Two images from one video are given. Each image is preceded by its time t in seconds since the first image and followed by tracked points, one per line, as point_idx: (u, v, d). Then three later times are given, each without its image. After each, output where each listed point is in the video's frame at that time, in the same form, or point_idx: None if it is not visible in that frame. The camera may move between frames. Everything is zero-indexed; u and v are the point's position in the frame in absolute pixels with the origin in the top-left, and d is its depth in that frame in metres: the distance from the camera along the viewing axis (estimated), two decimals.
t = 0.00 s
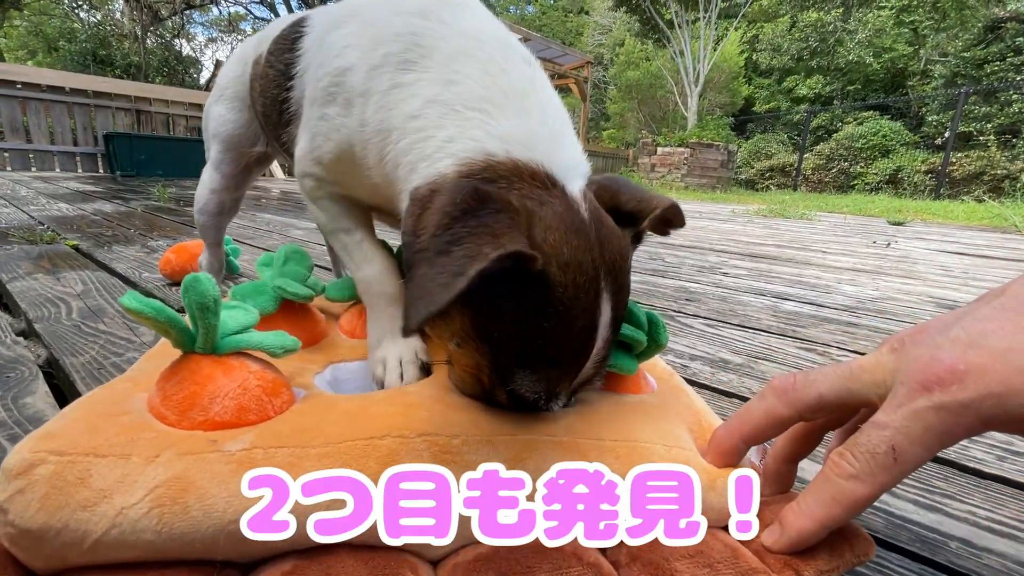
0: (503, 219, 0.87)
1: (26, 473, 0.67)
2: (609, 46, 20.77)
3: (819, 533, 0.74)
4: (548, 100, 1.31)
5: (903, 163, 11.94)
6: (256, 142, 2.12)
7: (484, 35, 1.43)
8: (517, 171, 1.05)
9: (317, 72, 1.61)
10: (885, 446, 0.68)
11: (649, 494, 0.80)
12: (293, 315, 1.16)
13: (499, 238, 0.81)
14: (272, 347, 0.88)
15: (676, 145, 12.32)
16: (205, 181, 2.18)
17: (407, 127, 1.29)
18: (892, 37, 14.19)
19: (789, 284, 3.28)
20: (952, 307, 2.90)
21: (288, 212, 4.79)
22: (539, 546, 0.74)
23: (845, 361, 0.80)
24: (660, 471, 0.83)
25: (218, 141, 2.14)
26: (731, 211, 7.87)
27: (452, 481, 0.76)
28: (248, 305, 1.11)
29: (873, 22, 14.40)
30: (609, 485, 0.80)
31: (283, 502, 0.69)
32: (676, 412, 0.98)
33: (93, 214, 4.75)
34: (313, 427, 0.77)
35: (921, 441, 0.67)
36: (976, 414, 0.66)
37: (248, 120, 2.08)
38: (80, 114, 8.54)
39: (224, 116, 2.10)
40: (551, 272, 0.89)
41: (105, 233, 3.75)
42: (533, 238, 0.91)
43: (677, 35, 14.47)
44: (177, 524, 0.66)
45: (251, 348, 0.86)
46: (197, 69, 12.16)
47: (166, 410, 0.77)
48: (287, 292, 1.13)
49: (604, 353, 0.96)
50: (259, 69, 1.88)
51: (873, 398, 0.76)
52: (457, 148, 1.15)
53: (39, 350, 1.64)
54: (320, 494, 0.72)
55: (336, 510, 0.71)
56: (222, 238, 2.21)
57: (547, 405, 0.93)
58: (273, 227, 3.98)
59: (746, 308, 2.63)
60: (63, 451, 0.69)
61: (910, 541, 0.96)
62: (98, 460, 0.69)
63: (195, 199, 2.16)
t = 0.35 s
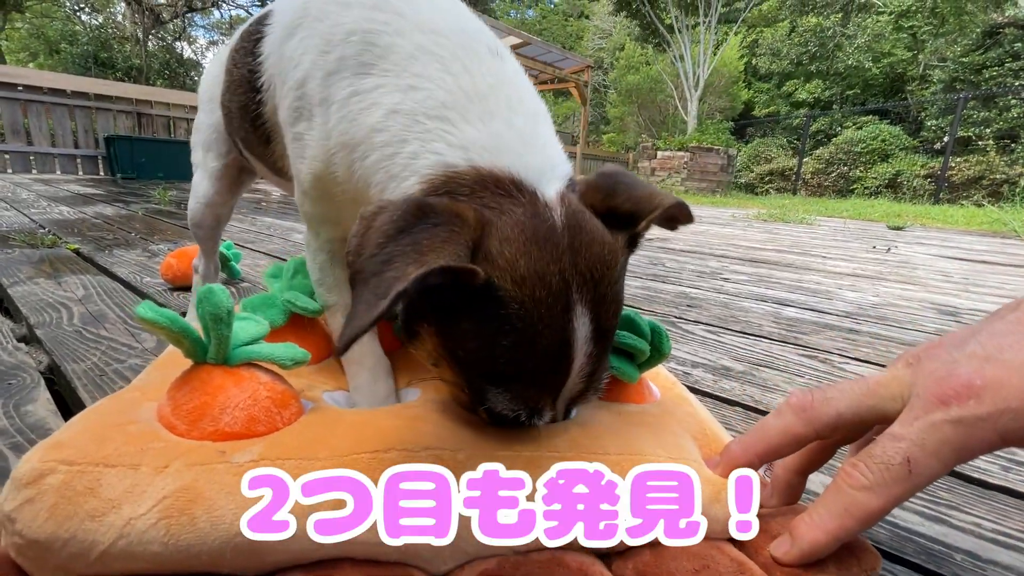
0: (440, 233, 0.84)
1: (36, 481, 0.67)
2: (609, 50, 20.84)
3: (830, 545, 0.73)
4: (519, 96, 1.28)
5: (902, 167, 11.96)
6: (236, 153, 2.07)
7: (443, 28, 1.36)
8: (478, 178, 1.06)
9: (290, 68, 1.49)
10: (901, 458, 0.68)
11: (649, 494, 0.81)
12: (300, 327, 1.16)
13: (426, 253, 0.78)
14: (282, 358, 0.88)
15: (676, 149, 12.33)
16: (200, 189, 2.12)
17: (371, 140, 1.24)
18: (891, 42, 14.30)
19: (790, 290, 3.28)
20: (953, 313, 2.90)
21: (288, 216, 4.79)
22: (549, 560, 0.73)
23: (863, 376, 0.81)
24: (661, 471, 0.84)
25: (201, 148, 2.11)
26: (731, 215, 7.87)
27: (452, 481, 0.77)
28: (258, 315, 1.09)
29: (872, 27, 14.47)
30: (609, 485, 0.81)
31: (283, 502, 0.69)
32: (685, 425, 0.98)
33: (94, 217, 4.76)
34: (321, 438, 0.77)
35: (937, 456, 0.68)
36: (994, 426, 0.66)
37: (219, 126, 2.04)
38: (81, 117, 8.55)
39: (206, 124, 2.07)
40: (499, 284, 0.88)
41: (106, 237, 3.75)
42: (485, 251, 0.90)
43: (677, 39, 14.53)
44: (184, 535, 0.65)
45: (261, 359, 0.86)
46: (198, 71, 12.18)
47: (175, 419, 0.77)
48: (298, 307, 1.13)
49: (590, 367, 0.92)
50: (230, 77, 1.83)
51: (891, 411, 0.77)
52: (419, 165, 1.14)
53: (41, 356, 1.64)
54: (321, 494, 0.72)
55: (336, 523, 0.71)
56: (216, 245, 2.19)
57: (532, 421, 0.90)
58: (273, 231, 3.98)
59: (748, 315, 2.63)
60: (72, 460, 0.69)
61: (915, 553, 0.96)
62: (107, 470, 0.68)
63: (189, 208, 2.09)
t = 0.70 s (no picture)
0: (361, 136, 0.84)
1: (23, 501, 0.63)
2: (608, 54, 20.89)
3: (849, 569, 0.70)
4: (507, 16, 1.17)
5: (901, 171, 11.97)
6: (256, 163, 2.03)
7: None
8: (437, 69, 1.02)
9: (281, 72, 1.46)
10: (927, 483, 0.66)
11: (649, 494, 0.78)
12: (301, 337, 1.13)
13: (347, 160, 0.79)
14: (281, 370, 0.84)
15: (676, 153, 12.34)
16: (211, 198, 2.02)
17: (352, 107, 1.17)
18: (889, 47, 14.36)
19: (792, 295, 3.25)
20: (958, 319, 2.88)
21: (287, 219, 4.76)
22: None
23: (883, 396, 0.79)
24: (660, 470, 0.81)
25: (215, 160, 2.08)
26: (731, 219, 7.86)
27: (452, 481, 0.75)
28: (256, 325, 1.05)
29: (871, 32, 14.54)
30: (609, 484, 0.78)
31: (282, 503, 0.66)
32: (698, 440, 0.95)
33: (92, 220, 4.73)
34: (322, 453, 0.74)
35: (965, 482, 0.65)
36: None
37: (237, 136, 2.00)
38: (80, 119, 8.52)
39: (223, 136, 2.02)
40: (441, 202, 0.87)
41: (103, 240, 3.72)
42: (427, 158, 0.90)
43: (676, 43, 14.57)
44: (178, 558, 0.62)
45: (260, 371, 0.82)
46: (198, 75, 12.17)
47: (171, 434, 0.74)
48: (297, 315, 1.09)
49: (560, 307, 0.88)
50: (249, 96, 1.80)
51: (912, 430, 0.74)
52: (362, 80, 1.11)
53: (34, 363, 1.60)
54: (320, 496, 0.70)
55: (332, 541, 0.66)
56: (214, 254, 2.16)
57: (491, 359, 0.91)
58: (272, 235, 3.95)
59: (751, 320, 2.60)
60: (62, 478, 0.65)
61: (934, 571, 0.93)
62: (98, 489, 0.65)
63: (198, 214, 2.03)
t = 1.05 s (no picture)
0: (463, 206, 0.70)
1: (7, 492, 0.65)
2: (606, 58, 20.96)
3: (819, 562, 0.71)
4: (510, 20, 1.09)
5: (897, 174, 12.04)
6: (244, 161, 1.93)
7: None
8: (470, 109, 0.88)
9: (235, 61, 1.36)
10: (888, 476, 0.68)
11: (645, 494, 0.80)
12: (285, 335, 1.16)
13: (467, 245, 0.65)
14: (262, 365, 0.85)
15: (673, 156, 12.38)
16: (204, 198, 2.02)
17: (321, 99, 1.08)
18: (885, 51, 14.46)
19: (785, 296, 3.28)
20: (948, 320, 2.90)
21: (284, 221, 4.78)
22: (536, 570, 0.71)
23: (853, 393, 0.82)
24: (661, 471, 0.82)
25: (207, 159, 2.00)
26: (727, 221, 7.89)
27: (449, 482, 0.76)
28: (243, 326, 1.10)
29: (867, 36, 14.64)
30: (607, 485, 0.80)
31: (281, 503, 0.68)
32: (673, 435, 0.96)
33: (89, 222, 4.74)
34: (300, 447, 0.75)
35: (924, 474, 0.68)
36: (981, 445, 0.67)
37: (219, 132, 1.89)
38: (78, 123, 8.54)
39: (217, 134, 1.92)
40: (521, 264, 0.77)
41: (99, 243, 3.73)
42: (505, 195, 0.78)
43: (673, 47, 14.68)
44: (160, 546, 0.63)
45: (241, 367, 0.84)
46: (197, 78, 12.20)
47: (153, 427, 0.75)
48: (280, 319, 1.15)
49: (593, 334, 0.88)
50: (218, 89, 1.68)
51: (879, 428, 0.77)
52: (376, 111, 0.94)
53: (27, 363, 1.62)
54: (316, 495, 0.71)
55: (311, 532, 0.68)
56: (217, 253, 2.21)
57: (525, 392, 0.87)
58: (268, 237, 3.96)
59: (742, 321, 2.62)
60: (46, 470, 0.67)
61: (908, 564, 0.95)
62: (80, 480, 0.66)
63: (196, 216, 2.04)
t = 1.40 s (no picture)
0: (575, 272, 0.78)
1: None
2: (606, 60, 21.02)
3: (808, 558, 0.73)
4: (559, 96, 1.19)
5: (896, 176, 12.08)
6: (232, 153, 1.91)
7: (486, 19, 1.18)
8: (551, 201, 0.99)
9: (259, 41, 1.29)
10: (869, 469, 0.71)
11: (640, 492, 0.81)
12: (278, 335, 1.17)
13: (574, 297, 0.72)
14: (255, 365, 0.86)
15: (672, 158, 12.40)
16: (197, 199, 2.04)
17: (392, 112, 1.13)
18: (884, 53, 14.52)
19: (782, 298, 3.29)
20: (944, 322, 2.92)
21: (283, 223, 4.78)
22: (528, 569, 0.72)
23: (834, 389, 0.82)
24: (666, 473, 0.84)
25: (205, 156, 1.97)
26: (726, 223, 7.91)
27: (448, 480, 0.76)
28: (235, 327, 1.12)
29: (865, 39, 14.72)
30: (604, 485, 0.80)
31: (279, 500, 0.69)
32: (661, 434, 0.97)
33: (88, 224, 4.74)
34: (294, 444, 0.76)
35: (903, 463, 0.70)
36: (957, 434, 0.69)
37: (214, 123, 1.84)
38: (78, 124, 8.55)
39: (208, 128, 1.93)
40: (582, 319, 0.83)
41: (98, 244, 3.74)
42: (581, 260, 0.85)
43: (672, 50, 14.74)
44: (154, 543, 0.64)
45: (234, 366, 0.85)
46: (197, 80, 12.21)
47: (147, 427, 0.76)
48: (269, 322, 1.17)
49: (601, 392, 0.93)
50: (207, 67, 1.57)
51: (860, 421, 0.78)
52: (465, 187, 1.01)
53: (24, 364, 1.62)
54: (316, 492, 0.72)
55: (302, 529, 0.68)
56: (217, 256, 2.17)
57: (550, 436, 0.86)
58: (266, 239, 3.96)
59: (739, 323, 2.63)
60: (39, 469, 0.67)
61: (898, 564, 0.95)
62: (73, 480, 0.67)
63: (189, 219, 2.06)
